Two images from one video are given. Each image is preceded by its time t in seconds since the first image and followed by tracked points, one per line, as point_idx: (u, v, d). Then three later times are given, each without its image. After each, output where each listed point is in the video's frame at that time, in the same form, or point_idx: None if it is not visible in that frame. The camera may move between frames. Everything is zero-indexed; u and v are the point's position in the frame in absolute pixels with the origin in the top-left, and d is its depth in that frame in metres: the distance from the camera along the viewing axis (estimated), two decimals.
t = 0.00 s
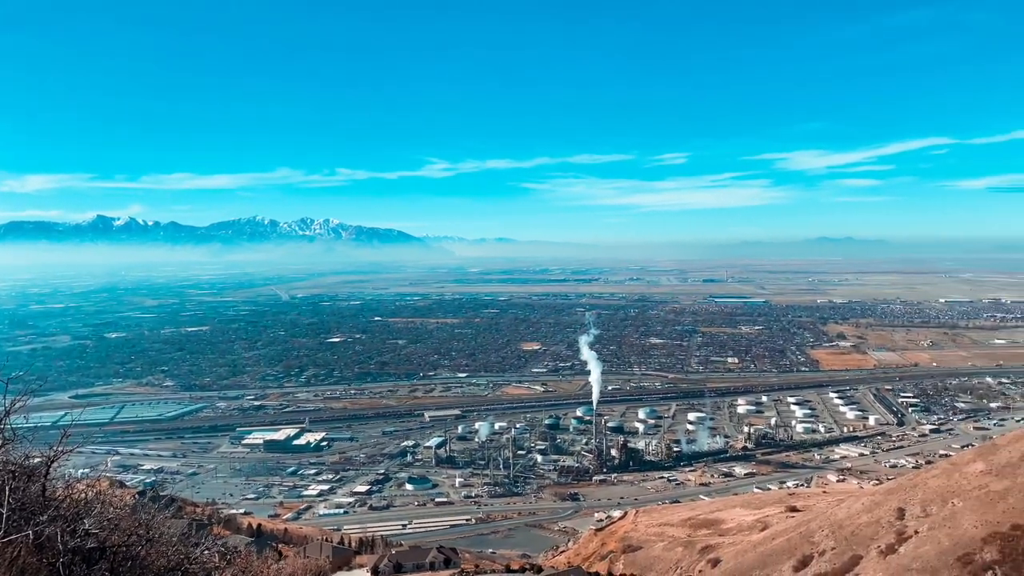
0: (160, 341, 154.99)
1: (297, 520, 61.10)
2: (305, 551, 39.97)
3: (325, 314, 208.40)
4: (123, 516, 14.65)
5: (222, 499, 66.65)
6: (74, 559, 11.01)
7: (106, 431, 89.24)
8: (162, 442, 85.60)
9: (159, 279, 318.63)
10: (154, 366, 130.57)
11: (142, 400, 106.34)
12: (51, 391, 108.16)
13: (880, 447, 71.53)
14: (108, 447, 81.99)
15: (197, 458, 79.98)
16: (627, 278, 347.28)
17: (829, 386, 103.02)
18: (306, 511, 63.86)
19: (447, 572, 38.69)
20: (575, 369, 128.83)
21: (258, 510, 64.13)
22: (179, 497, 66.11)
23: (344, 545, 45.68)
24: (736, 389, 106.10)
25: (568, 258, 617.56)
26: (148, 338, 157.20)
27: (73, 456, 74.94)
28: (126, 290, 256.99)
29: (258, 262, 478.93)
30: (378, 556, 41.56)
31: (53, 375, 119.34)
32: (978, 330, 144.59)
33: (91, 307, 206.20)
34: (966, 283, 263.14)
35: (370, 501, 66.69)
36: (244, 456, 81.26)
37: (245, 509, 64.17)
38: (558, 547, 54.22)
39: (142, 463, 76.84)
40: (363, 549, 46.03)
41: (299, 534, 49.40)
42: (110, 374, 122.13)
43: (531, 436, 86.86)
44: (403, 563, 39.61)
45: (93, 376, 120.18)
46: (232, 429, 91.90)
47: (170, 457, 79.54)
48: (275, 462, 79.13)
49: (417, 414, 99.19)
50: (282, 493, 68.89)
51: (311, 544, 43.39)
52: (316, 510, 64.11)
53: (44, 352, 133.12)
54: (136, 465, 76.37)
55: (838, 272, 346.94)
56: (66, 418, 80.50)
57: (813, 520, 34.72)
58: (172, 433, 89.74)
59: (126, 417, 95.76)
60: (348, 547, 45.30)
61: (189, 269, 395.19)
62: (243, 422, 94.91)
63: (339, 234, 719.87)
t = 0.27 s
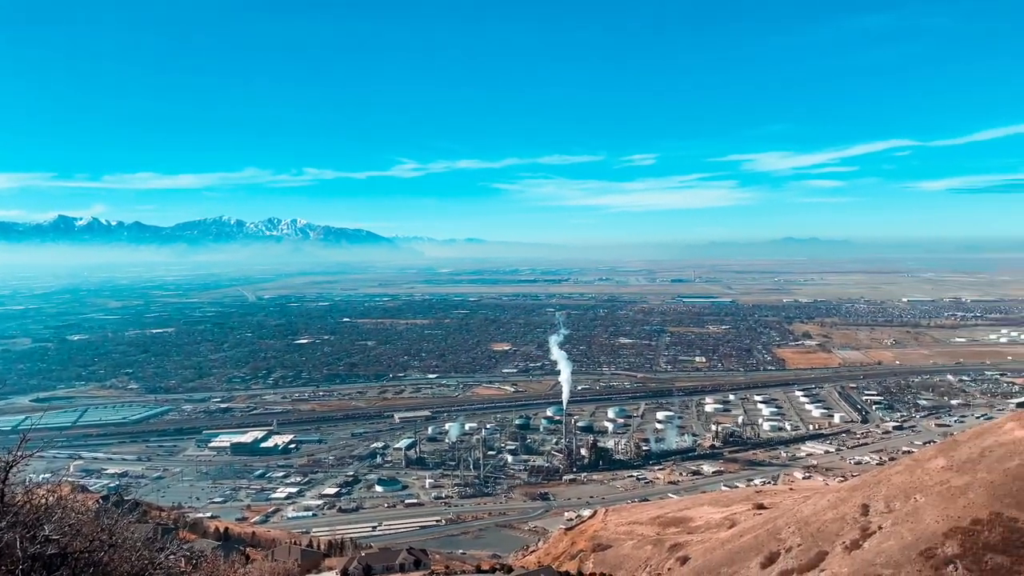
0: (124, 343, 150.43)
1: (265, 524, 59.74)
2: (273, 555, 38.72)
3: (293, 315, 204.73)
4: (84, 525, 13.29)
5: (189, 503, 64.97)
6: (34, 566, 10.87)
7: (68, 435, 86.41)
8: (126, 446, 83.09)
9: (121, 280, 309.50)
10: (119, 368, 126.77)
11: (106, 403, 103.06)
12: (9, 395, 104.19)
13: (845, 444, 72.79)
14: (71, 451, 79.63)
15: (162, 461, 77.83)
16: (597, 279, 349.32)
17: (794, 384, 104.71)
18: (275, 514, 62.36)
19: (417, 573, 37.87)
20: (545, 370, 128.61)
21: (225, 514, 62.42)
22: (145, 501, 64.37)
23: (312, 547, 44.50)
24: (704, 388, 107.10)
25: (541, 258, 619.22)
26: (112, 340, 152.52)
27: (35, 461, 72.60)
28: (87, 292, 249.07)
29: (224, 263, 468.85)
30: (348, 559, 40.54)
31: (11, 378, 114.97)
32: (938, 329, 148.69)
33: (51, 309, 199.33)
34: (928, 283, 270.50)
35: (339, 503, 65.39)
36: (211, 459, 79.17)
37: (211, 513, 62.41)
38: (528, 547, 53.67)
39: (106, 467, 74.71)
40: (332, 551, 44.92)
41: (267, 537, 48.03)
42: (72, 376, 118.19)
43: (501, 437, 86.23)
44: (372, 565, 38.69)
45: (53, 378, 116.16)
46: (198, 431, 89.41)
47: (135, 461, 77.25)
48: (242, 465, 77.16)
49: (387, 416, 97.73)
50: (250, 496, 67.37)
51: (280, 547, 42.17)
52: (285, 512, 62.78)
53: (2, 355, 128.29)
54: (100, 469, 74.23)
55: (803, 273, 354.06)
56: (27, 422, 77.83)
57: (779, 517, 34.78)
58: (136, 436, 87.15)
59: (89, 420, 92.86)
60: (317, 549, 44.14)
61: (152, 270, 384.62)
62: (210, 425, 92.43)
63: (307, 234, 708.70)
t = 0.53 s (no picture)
0: (86, 345, 145.86)
1: (232, 528, 58.62)
2: (240, 559, 37.45)
3: (260, 316, 200.81)
4: (48, 530, 14.48)
5: (153, 508, 63.47)
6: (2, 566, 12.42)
7: (27, 439, 83.70)
8: (90, 449, 80.80)
9: (79, 282, 299.90)
10: (81, 370, 122.79)
11: (67, 406, 99.67)
12: None
13: (811, 442, 73.96)
14: (31, 456, 77.50)
15: (126, 465, 75.81)
16: (566, 279, 350.55)
17: (760, 382, 106.22)
18: (242, 518, 60.83)
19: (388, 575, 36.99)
20: (514, 370, 128.20)
21: (190, 518, 60.64)
22: (108, 506, 62.84)
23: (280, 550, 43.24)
24: (672, 386, 107.98)
25: (513, 258, 619.90)
26: (73, 342, 147.67)
27: None
28: (46, 293, 240.81)
29: (188, 263, 457.96)
30: (316, 561, 39.40)
31: None
32: (900, 327, 152.59)
33: (8, 310, 192.30)
34: (890, 282, 277.76)
35: (308, 506, 63.96)
36: (177, 462, 77.01)
37: (176, 518, 60.62)
38: (497, 546, 53.10)
39: (68, 471, 72.81)
40: (300, 554, 43.69)
41: (234, 540, 46.49)
42: (31, 379, 114.21)
43: (471, 437, 85.46)
44: (341, 568, 37.69)
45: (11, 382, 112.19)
46: (163, 434, 86.80)
47: (98, 465, 75.17)
48: (209, 468, 75.05)
49: (356, 417, 96.10)
50: (217, 499, 65.81)
51: (247, 550, 40.84)
52: (252, 515, 61.59)
53: None
54: (61, 473, 72.35)
55: (769, 272, 360.82)
56: None
57: (747, 514, 34.84)
58: (99, 439, 84.59)
59: (50, 424, 90.11)
60: (284, 552, 42.89)
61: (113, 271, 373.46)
62: (176, 427, 89.83)
63: (274, 234, 696.41)
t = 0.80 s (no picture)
0: (46, 347, 140.61)
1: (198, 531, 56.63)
2: (207, 563, 36.02)
3: (225, 317, 196.04)
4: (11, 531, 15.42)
5: (116, 512, 61.24)
6: None
7: None
8: (50, 454, 77.89)
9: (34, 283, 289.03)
10: (39, 373, 118.21)
11: (24, 410, 95.81)
12: None
13: (776, 439, 75.03)
14: None
15: (89, 469, 73.15)
16: (536, 278, 350.76)
17: (727, 380, 107.55)
18: (208, 522, 59.07)
19: None
20: (484, 370, 127.45)
21: (155, 523, 58.68)
22: (69, 511, 60.47)
23: (246, 554, 41.78)
24: (640, 385, 108.60)
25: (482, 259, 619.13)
26: (31, 344, 142.33)
27: None
28: None
29: (149, 264, 445.58)
30: (285, 564, 38.21)
31: None
32: (862, 326, 156.32)
33: None
34: (853, 281, 284.87)
35: (275, 508, 62.37)
36: (140, 466, 74.54)
37: (140, 522, 58.61)
38: (467, 547, 52.36)
39: (28, 476, 70.19)
40: (268, 558, 42.33)
41: (201, 543, 44.94)
42: None
43: (441, 437, 84.40)
44: (309, 570, 36.58)
45: None
46: (127, 438, 83.99)
47: (59, 470, 72.45)
48: (174, 471, 72.79)
49: (323, 418, 94.18)
50: (182, 503, 63.80)
51: (214, 554, 39.45)
52: (219, 519, 59.80)
53: None
54: (21, 478, 69.73)
55: (736, 272, 366.98)
56: None
57: (714, 511, 34.86)
58: (59, 443, 81.45)
59: (6, 428, 86.47)
60: (251, 556, 41.50)
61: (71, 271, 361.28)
62: (140, 430, 87.00)
63: (239, 234, 682.23)
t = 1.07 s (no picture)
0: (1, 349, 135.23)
1: (163, 536, 54.91)
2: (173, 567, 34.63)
3: (190, 318, 191.24)
4: None
5: (78, 518, 59.06)
6: None
7: None
8: (8, 459, 74.83)
9: None
10: None
11: None
12: None
13: (743, 436, 75.99)
14: None
15: (49, 474, 70.51)
16: (507, 278, 350.49)
17: (695, 379, 108.68)
18: (174, 526, 57.36)
19: None
20: (454, 370, 126.61)
21: (119, 528, 56.79)
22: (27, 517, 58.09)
23: (212, 557, 40.38)
24: (610, 384, 109.12)
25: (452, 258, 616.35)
26: None
27: None
28: None
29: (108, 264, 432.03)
30: (253, 567, 36.98)
31: None
32: (825, 324, 159.90)
33: None
34: (816, 280, 291.44)
35: (242, 512, 60.78)
36: (104, 470, 72.13)
37: (103, 527, 56.65)
38: (437, 548, 51.67)
39: None
40: (235, 561, 40.91)
41: (165, 548, 43.30)
42: None
43: (410, 438, 83.41)
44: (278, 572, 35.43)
45: None
46: (90, 442, 81.23)
47: (18, 475, 69.70)
48: (138, 475, 70.54)
49: (291, 420, 92.32)
50: (147, 507, 61.84)
51: (179, 558, 38.03)
52: (185, 522, 58.10)
53: None
54: None
55: (704, 271, 372.43)
56: None
57: (682, 509, 34.81)
58: (18, 447, 78.39)
59: None
60: (217, 559, 40.11)
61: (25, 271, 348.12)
62: (103, 434, 84.20)
63: (202, 233, 666.46)
